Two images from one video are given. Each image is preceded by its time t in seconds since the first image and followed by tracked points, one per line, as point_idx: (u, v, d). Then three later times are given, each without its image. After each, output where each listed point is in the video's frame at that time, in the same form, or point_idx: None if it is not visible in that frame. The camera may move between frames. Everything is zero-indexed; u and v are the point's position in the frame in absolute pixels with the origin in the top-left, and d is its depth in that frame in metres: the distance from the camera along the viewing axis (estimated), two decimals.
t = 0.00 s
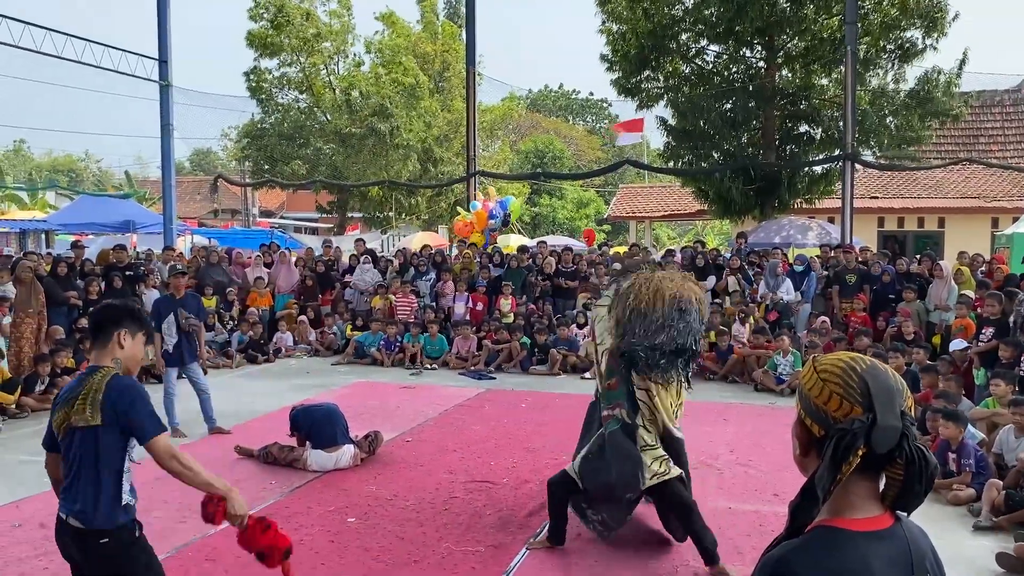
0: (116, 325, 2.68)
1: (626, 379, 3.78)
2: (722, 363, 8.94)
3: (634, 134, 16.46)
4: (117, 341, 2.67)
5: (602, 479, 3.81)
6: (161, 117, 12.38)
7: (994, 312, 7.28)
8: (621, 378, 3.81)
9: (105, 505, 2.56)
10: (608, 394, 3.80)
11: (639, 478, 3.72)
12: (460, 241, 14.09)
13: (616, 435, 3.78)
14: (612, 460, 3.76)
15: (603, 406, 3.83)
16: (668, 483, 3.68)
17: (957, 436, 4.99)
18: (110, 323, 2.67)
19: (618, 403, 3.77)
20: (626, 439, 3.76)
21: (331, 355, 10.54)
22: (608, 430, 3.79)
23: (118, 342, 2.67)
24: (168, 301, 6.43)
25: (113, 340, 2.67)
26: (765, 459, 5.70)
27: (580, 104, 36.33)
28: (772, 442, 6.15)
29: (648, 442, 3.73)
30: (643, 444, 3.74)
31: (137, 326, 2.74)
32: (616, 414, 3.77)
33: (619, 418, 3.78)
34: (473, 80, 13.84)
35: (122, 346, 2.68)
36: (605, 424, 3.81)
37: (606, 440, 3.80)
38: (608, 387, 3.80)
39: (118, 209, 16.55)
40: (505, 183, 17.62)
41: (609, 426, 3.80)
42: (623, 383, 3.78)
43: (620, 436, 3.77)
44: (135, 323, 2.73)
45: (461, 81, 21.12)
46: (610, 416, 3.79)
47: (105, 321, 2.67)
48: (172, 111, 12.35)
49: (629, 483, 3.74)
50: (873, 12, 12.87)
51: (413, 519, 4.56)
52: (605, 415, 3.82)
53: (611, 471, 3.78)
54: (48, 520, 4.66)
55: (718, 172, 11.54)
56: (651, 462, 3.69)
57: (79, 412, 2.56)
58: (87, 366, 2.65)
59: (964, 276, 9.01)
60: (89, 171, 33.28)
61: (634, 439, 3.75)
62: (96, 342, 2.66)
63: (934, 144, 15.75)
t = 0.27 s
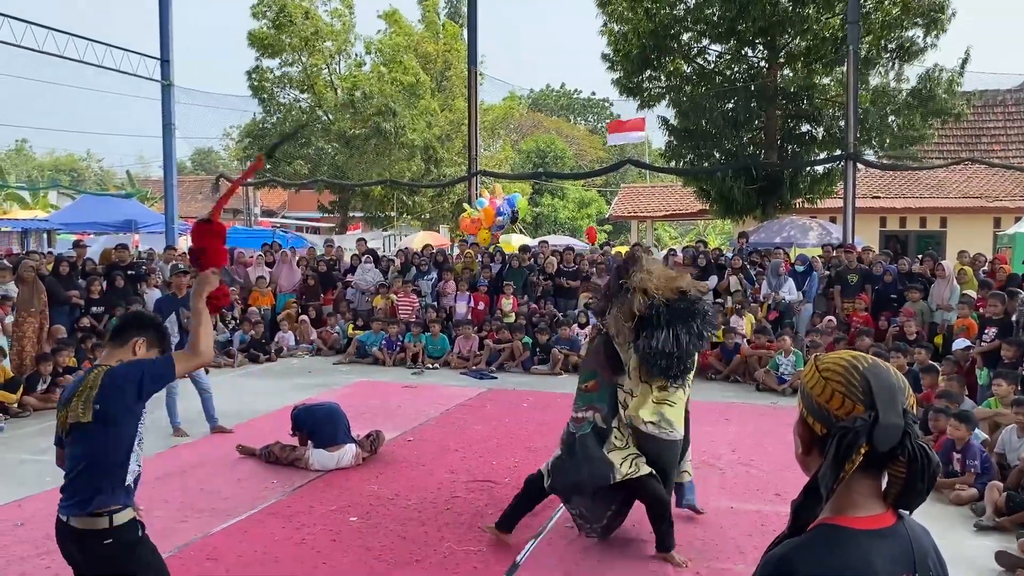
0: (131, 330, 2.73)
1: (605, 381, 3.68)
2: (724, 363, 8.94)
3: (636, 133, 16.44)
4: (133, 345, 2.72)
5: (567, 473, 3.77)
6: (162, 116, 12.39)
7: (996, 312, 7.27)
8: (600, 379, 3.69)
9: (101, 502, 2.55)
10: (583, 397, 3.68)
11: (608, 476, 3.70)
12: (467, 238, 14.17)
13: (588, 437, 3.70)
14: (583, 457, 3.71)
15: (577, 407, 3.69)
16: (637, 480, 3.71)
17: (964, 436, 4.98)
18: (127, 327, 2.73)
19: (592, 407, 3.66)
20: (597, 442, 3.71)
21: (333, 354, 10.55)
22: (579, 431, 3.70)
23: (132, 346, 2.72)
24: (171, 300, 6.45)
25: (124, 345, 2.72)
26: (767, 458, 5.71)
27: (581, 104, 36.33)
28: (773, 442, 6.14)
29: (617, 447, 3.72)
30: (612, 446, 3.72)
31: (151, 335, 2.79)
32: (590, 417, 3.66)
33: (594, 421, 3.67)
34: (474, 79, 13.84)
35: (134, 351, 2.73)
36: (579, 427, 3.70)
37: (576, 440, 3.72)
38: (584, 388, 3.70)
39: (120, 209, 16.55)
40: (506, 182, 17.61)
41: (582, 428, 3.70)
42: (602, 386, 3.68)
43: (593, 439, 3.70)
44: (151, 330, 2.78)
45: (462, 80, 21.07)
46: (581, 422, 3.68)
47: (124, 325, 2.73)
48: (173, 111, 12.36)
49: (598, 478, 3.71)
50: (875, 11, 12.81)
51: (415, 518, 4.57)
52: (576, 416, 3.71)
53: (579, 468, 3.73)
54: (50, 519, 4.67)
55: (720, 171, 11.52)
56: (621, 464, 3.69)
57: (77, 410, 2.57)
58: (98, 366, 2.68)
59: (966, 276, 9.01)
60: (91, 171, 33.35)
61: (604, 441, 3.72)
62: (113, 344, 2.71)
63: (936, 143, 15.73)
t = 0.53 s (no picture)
0: (162, 360, 2.70)
1: (588, 380, 3.64)
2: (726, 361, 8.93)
3: (637, 132, 16.43)
4: (164, 375, 2.68)
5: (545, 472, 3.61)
6: (164, 115, 12.41)
7: (998, 311, 7.27)
8: (582, 378, 3.65)
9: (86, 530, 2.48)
10: (565, 396, 3.60)
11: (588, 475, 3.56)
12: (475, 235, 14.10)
13: (574, 435, 3.58)
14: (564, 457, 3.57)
15: (560, 407, 3.60)
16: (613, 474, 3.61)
17: (967, 436, 4.99)
18: (159, 357, 2.70)
19: (578, 405, 3.60)
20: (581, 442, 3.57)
21: (334, 353, 10.56)
22: (561, 432, 3.58)
23: (163, 377, 2.68)
24: (172, 298, 6.48)
25: (159, 374, 2.68)
26: (768, 458, 5.70)
27: (583, 103, 36.34)
28: (775, 441, 6.14)
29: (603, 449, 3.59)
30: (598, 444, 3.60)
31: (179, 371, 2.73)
32: (575, 416, 3.58)
33: (579, 419, 3.59)
34: (476, 78, 13.85)
35: (164, 383, 2.68)
36: (561, 427, 3.58)
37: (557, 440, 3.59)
38: (563, 388, 3.62)
39: (122, 207, 16.57)
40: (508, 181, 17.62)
41: (565, 428, 3.58)
42: (583, 385, 3.63)
43: (576, 439, 3.57)
44: (178, 365, 2.73)
45: (465, 78, 21.04)
46: (564, 421, 3.58)
47: (154, 355, 2.70)
48: (175, 109, 12.37)
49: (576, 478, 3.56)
50: (877, 9, 12.81)
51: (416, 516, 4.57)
52: (557, 416, 3.60)
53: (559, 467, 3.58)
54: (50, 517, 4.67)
55: (722, 170, 11.51)
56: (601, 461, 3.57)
57: (94, 431, 2.51)
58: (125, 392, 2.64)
59: (968, 276, 9.01)
60: (93, 169, 33.43)
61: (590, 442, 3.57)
62: (141, 371, 2.67)
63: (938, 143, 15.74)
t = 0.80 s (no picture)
0: (139, 331, 2.74)
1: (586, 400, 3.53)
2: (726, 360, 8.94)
3: (637, 131, 16.41)
4: (141, 345, 2.73)
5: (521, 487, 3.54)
6: (163, 113, 12.39)
7: (998, 310, 7.26)
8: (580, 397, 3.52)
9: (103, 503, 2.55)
10: (566, 414, 3.48)
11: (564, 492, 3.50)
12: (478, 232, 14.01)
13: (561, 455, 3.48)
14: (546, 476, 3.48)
15: (557, 425, 3.46)
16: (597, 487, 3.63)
17: (967, 434, 5.00)
18: (137, 328, 2.73)
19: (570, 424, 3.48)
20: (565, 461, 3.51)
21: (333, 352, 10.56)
22: (551, 452, 3.46)
23: (141, 346, 2.73)
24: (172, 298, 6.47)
25: (135, 345, 2.73)
26: (768, 456, 5.70)
27: (583, 102, 36.34)
28: (774, 440, 6.14)
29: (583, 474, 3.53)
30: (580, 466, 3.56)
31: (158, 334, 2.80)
32: (571, 435, 3.48)
33: (570, 437, 3.49)
34: (476, 76, 13.84)
35: (143, 352, 2.74)
36: (552, 447, 3.46)
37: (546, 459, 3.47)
38: (560, 405, 3.47)
39: (121, 205, 16.57)
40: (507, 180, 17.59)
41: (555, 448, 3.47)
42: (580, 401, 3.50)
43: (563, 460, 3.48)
44: (156, 329, 2.79)
45: (465, 77, 21.03)
46: (557, 439, 3.46)
47: (130, 326, 2.73)
48: (174, 108, 12.36)
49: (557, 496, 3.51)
50: (878, 7, 12.75)
51: (415, 515, 4.56)
52: (548, 435, 3.46)
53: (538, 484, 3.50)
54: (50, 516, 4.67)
55: (722, 168, 11.49)
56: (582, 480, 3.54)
57: (94, 411, 2.56)
58: (109, 367, 2.68)
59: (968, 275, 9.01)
60: (92, 168, 33.43)
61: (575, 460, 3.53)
62: (119, 346, 2.70)
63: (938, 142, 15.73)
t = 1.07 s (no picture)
0: (122, 326, 2.75)
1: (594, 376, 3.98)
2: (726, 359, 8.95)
3: (637, 129, 16.39)
4: (122, 342, 2.73)
5: (551, 468, 3.73)
6: (163, 112, 12.39)
7: (998, 309, 7.26)
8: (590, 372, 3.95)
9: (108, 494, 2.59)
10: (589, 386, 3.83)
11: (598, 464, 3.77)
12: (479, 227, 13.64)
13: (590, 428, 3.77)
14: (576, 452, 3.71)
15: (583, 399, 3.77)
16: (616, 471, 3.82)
17: (965, 432, 5.00)
18: (118, 323, 2.75)
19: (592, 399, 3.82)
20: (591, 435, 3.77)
21: (333, 350, 10.57)
22: (584, 423, 3.74)
23: (121, 344, 2.73)
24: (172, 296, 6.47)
25: (117, 340, 2.73)
26: (766, 455, 5.70)
27: (582, 100, 36.32)
28: (773, 439, 6.14)
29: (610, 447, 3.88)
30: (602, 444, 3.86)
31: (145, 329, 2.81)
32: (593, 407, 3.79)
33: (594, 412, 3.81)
34: (475, 75, 13.83)
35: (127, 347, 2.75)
36: (581, 418, 3.74)
37: (579, 432, 3.72)
38: (580, 381, 3.81)
39: (121, 204, 16.56)
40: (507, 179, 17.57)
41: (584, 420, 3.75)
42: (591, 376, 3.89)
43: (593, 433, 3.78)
44: (140, 324, 2.79)
45: (465, 75, 21.02)
46: (587, 411, 3.76)
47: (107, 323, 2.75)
48: (174, 106, 12.36)
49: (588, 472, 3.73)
50: (878, 7, 12.77)
51: (414, 513, 4.57)
52: (579, 409, 3.76)
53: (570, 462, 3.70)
54: (49, 513, 4.68)
55: (721, 167, 11.49)
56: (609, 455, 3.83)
57: (72, 404, 2.60)
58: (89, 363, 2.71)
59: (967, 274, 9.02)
60: (91, 166, 33.39)
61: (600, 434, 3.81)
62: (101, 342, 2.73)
63: (938, 141, 15.72)
